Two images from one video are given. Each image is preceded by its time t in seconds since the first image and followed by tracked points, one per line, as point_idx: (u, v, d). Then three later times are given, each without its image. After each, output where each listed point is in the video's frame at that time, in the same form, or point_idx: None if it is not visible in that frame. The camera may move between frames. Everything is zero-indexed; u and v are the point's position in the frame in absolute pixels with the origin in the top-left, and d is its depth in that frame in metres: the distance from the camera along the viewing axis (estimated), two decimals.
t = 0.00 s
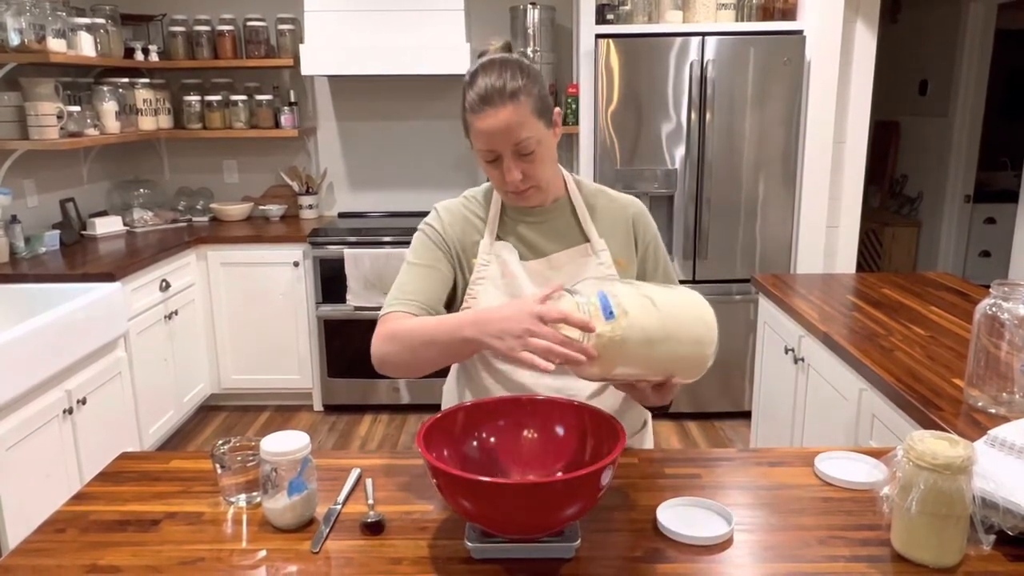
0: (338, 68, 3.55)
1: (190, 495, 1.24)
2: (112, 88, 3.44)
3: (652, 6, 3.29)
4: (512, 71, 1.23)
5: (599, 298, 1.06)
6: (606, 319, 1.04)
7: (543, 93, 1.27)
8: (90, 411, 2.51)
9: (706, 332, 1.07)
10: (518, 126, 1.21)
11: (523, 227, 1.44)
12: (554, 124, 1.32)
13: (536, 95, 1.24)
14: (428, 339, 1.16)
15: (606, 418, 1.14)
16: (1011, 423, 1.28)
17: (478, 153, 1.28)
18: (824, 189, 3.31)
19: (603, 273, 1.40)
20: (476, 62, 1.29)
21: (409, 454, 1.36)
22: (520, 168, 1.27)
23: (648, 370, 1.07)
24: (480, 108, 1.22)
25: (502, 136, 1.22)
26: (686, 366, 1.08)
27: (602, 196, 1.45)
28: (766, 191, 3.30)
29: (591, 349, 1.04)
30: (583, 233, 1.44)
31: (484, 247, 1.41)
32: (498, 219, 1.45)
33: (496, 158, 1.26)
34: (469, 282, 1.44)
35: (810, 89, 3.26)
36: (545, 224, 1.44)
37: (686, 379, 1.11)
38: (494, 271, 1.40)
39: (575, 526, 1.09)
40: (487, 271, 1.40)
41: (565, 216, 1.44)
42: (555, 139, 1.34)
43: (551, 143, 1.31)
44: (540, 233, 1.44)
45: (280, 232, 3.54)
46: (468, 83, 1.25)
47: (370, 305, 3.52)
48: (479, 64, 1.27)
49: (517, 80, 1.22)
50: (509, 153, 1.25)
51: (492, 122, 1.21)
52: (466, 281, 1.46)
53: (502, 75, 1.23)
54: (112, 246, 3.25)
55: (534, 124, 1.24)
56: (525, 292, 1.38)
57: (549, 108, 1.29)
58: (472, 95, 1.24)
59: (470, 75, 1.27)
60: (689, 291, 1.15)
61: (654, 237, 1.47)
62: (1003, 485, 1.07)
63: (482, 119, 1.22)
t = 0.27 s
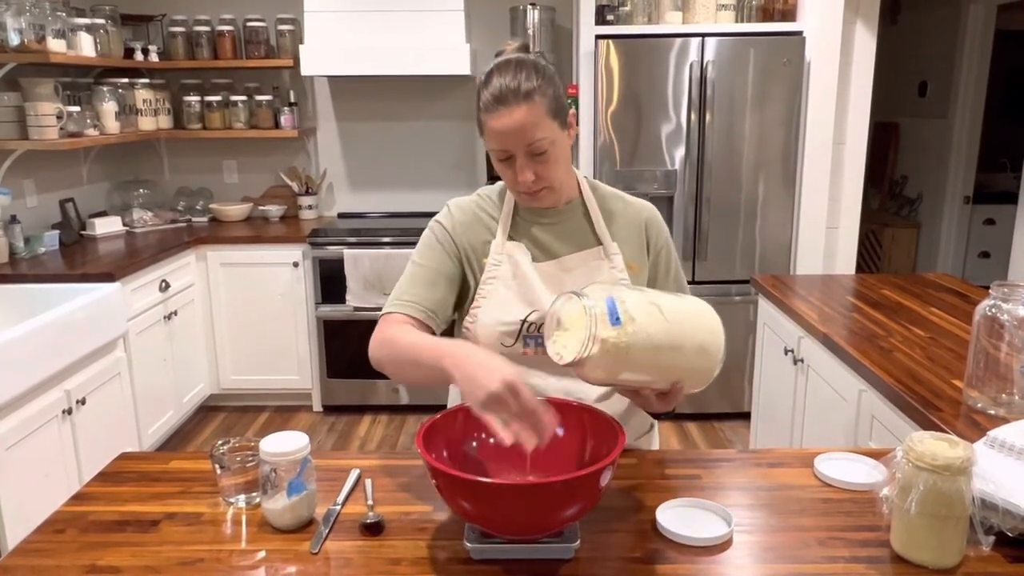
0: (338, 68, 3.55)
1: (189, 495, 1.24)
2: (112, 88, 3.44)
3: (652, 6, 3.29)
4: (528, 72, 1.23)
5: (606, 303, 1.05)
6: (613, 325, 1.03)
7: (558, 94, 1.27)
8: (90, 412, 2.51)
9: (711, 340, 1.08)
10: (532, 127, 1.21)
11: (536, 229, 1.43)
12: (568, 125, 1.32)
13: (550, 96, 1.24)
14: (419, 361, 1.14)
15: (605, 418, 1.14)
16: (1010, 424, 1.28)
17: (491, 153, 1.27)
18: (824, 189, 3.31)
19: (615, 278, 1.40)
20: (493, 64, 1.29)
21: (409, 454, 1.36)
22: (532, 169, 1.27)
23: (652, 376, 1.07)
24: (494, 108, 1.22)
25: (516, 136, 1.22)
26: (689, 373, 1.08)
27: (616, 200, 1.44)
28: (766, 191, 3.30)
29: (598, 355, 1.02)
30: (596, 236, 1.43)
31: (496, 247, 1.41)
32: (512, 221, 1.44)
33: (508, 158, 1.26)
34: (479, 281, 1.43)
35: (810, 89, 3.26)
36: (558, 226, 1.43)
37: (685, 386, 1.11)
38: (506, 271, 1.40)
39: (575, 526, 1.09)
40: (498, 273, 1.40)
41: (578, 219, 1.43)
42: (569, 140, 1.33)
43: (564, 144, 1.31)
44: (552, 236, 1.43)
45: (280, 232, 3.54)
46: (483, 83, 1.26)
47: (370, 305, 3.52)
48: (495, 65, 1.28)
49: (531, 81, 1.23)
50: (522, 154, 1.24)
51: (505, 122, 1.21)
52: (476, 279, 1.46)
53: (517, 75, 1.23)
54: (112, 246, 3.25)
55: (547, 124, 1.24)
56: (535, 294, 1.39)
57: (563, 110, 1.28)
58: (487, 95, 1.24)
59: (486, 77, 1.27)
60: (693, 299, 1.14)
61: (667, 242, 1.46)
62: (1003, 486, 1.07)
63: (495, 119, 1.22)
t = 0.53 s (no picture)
0: (338, 71, 3.55)
1: (189, 497, 1.24)
2: (112, 90, 3.45)
3: (652, 9, 3.29)
4: (534, 75, 1.23)
5: (610, 314, 1.06)
6: (615, 336, 1.04)
7: (564, 98, 1.26)
8: (89, 414, 2.51)
9: (716, 350, 1.07)
10: (533, 132, 1.21)
11: (541, 232, 1.43)
12: (575, 129, 1.31)
13: (555, 100, 1.24)
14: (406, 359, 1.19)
15: (605, 419, 1.14)
16: (1010, 427, 1.28)
17: (495, 155, 1.28)
18: (825, 192, 3.32)
19: (619, 282, 1.40)
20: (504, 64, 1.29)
21: (408, 456, 1.36)
22: (534, 173, 1.27)
23: (655, 384, 1.07)
24: (497, 112, 1.22)
25: (516, 140, 1.22)
26: (692, 382, 1.08)
27: (623, 204, 1.44)
28: (766, 193, 3.30)
29: (599, 366, 1.04)
30: (602, 240, 1.43)
31: (501, 249, 1.41)
32: (516, 225, 1.43)
33: (510, 161, 1.26)
34: (484, 285, 1.43)
35: (809, 92, 3.27)
36: (564, 230, 1.43)
37: (691, 392, 1.11)
38: (510, 274, 1.41)
39: (576, 529, 1.09)
40: (502, 275, 1.41)
41: (584, 223, 1.43)
42: (575, 144, 1.32)
43: (569, 148, 1.30)
44: (558, 239, 1.43)
45: (280, 234, 3.54)
46: (489, 83, 1.25)
47: (370, 307, 3.52)
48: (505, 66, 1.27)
49: (536, 85, 1.22)
50: (523, 158, 1.25)
51: (507, 126, 1.21)
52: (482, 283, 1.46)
53: (521, 78, 1.23)
54: (112, 248, 3.25)
55: (550, 129, 1.23)
56: (539, 297, 1.39)
57: (569, 114, 1.28)
58: (492, 96, 1.24)
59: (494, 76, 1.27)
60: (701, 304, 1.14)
61: (673, 248, 1.46)
62: (1004, 489, 1.07)
63: (498, 122, 1.22)
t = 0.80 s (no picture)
0: (338, 72, 3.56)
1: (190, 499, 1.24)
2: (113, 92, 3.45)
3: (652, 11, 3.30)
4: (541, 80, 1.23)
5: (608, 325, 1.06)
6: (615, 346, 1.04)
7: (570, 104, 1.25)
8: (89, 416, 2.51)
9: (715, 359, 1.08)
10: (536, 136, 1.21)
11: (546, 235, 1.43)
12: (581, 136, 1.31)
13: (561, 106, 1.23)
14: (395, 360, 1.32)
15: (606, 421, 1.14)
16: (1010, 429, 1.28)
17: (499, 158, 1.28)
18: (825, 193, 3.32)
19: (624, 286, 1.40)
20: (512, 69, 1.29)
21: (409, 457, 1.36)
22: (536, 177, 1.27)
23: (654, 393, 1.08)
24: (502, 114, 1.23)
25: (519, 144, 1.22)
26: (691, 390, 1.09)
27: (629, 208, 1.44)
28: (766, 195, 3.30)
29: (599, 378, 1.04)
30: (607, 245, 1.43)
31: (504, 252, 1.42)
32: (520, 227, 1.44)
33: (513, 164, 1.26)
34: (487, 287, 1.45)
35: (809, 94, 3.27)
36: (568, 233, 1.43)
37: (689, 400, 1.12)
38: (513, 277, 1.41)
39: (576, 530, 1.09)
40: (505, 277, 1.41)
41: (589, 226, 1.43)
42: (581, 151, 1.32)
43: (574, 155, 1.30)
44: (563, 242, 1.43)
45: (280, 236, 3.55)
46: (496, 85, 1.26)
47: (370, 309, 3.52)
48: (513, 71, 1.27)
49: (543, 90, 1.22)
50: (525, 162, 1.25)
51: (511, 128, 1.21)
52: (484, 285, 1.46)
53: (527, 83, 1.23)
54: (112, 250, 3.25)
55: (554, 135, 1.23)
56: (543, 300, 1.39)
57: (575, 121, 1.27)
58: (498, 99, 1.24)
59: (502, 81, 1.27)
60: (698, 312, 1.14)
61: (678, 254, 1.46)
62: (1004, 490, 1.07)
63: (501, 125, 1.23)
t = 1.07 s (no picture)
0: (338, 75, 3.56)
1: (189, 502, 1.24)
2: (112, 94, 3.45)
3: (651, 13, 3.30)
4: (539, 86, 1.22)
5: (591, 330, 1.06)
6: (601, 349, 1.04)
7: (569, 110, 1.25)
8: (88, 418, 2.50)
9: (697, 349, 1.09)
10: (537, 145, 1.22)
11: (545, 238, 1.43)
12: (580, 138, 1.31)
13: (560, 112, 1.23)
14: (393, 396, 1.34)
15: (605, 423, 1.14)
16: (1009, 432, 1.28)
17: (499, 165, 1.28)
18: (825, 195, 3.32)
19: (622, 289, 1.41)
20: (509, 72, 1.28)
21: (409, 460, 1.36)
22: (537, 184, 1.27)
23: (644, 393, 1.08)
24: (502, 124, 1.22)
25: (520, 153, 1.22)
26: (678, 384, 1.10)
27: (628, 211, 1.45)
28: (765, 197, 3.31)
29: (589, 384, 1.03)
30: (605, 247, 1.43)
31: (503, 255, 1.42)
32: (519, 230, 1.44)
33: (514, 172, 1.27)
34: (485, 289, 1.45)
35: (808, 96, 3.27)
36: (567, 236, 1.43)
37: (677, 394, 1.12)
38: (511, 280, 1.41)
39: (575, 533, 1.09)
40: (504, 280, 1.41)
41: (588, 229, 1.43)
42: (580, 153, 1.32)
43: (573, 159, 1.30)
44: (563, 245, 1.43)
45: (280, 238, 3.55)
46: (494, 91, 1.25)
47: (370, 311, 3.52)
48: (511, 75, 1.26)
49: (542, 97, 1.21)
50: (527, 169, 1.25)
51: (511, 138, 1.21)
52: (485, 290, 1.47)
53: (527, 89, 1.22)
54: (112, 252, 3.25)
55: (554, 142, 1.23)
56: (542, 303, 1.39)
57: (574, 125, 1.27)
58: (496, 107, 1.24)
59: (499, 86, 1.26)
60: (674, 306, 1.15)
61: (677, 256, 1.46)
62: (1003, 493, 1.07)
63: (502, 134, 1.22)
